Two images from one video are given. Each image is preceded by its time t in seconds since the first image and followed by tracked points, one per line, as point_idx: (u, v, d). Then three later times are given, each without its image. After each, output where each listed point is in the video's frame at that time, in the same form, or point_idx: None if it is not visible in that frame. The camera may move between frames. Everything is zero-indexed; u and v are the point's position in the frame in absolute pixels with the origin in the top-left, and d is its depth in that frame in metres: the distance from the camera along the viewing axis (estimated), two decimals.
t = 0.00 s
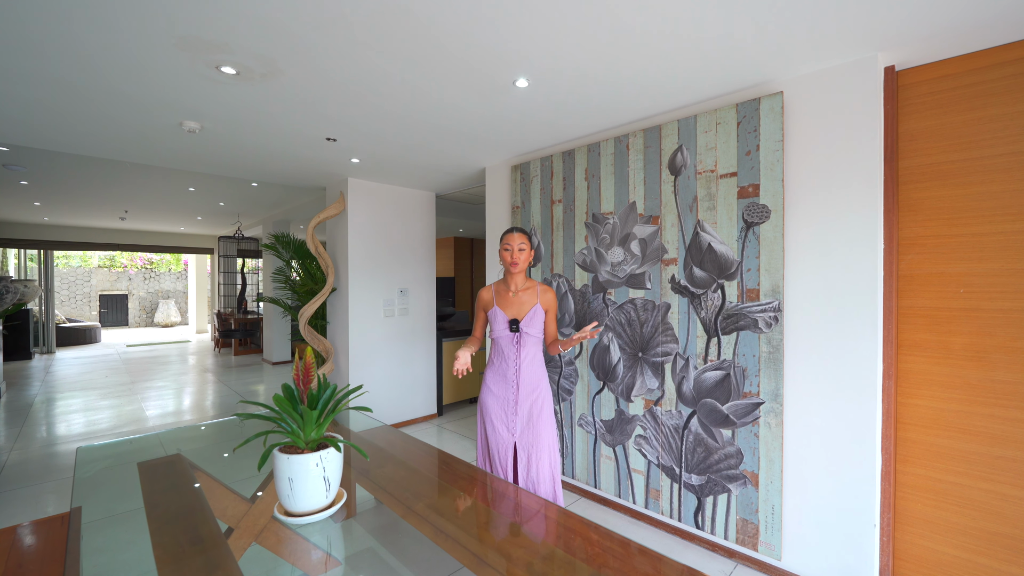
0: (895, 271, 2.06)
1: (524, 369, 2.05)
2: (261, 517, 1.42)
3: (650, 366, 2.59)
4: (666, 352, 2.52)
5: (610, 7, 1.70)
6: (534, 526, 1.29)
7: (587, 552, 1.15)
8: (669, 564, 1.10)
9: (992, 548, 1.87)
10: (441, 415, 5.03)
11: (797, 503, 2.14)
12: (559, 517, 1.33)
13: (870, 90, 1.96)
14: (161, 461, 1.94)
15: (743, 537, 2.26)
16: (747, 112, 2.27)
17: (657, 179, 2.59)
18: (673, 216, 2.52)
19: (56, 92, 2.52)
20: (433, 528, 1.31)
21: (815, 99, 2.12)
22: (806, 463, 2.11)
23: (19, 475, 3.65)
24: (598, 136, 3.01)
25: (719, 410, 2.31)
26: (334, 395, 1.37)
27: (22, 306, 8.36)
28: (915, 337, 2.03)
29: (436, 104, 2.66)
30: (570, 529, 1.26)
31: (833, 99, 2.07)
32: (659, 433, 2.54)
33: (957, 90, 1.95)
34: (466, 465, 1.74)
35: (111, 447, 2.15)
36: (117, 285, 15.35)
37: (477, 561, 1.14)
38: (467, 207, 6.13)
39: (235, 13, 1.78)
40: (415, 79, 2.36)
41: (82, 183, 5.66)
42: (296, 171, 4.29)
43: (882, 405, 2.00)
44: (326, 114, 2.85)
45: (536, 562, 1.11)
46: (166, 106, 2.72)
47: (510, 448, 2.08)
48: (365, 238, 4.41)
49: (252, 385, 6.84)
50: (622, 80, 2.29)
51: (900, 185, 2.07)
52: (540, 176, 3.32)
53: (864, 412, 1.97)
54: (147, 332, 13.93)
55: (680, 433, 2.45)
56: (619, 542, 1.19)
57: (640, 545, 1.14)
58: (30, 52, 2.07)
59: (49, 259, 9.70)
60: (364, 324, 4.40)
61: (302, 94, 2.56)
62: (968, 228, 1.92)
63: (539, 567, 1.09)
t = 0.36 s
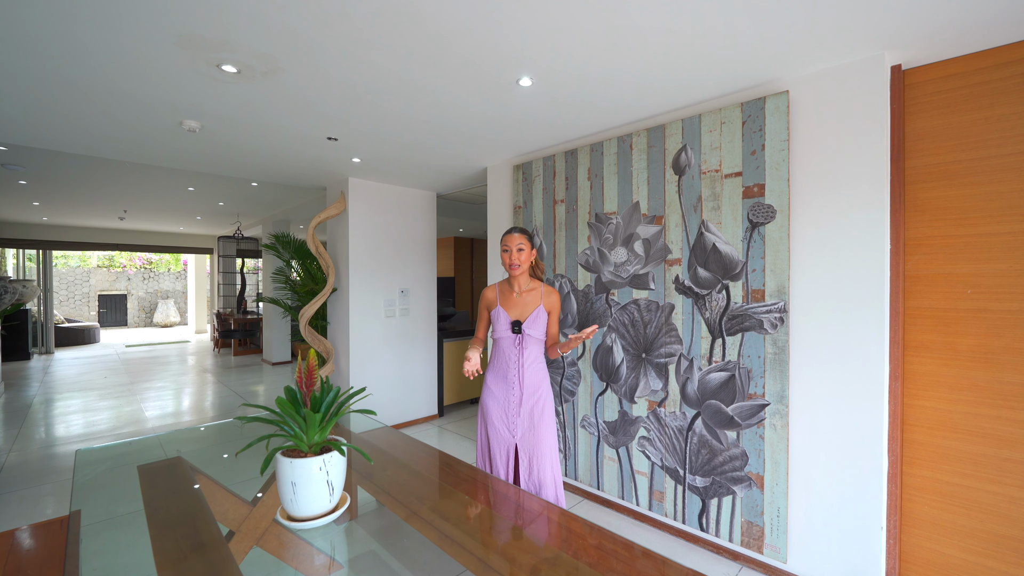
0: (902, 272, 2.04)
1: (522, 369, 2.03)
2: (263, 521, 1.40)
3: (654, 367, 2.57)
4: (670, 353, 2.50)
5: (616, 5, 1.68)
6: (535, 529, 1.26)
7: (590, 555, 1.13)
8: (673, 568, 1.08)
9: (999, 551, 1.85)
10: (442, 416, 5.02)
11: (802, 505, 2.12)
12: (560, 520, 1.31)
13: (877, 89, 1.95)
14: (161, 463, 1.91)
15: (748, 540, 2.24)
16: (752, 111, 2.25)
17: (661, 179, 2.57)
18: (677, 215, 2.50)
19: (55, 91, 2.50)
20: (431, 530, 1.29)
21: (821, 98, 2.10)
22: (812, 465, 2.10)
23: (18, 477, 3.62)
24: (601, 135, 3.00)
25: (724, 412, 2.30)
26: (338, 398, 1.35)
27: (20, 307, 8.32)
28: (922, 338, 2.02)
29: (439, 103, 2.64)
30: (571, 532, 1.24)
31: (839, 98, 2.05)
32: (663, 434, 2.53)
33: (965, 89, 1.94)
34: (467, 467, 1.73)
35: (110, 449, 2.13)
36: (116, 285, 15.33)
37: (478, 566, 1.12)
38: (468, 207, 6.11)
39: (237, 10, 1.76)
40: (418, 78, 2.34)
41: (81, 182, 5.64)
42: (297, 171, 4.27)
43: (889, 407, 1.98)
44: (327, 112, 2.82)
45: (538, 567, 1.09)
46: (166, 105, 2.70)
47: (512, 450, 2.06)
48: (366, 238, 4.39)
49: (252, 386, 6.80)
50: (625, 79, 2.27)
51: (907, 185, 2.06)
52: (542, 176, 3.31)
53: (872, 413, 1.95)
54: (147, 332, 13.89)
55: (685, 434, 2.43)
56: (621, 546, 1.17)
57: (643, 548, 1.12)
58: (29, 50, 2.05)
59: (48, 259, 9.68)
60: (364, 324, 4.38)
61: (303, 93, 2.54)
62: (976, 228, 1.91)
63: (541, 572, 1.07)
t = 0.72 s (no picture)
0: (907, 272, 2.03)
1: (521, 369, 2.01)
2: (264, 524, 1.38)
3: (657, 368, 2.56)
4: (673, 354, 2.49)
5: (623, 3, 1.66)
6: (535, 530, 1.25)
7: (593, 555, 1.12)
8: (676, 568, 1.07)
9: (1004, 553, 1.84)
10: (442, 416, 5.00)
11: (807, 507, 2.11)
12: (561, 521, 1.29)
13: (883, 88, 1.94)
14: (161, 466, 1.89)
15: (752, 541, 2.24)
16: (757, 110, 2.24)
17: (664, 179, 2.56)
18: (680, 216, 2.49)
19: (52, 90, 2.47)
20: (432, 531, 1.28)
21: (828, 98, 2.09)
22: (817, 467, 2.09)
23: (14, 479, 3.59)
24: (603, 135, 2.98)
25: (728, 413, 2.29)
26: (343, 400, 1.34)
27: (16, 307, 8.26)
28: (927, 339, 2.01)
29: (441, 102, 2.62)
30: (573, 533, 1.23)
31: (845, 97, 2.04)
32: (666, 436, 2.52)
33: (971, 89, 1.93)
34: (468, 467, 1.71)
35: (109, 451, 2.10)
36: (113, 285, 15.25)
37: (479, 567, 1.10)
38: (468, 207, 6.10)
39: (239, 8, 1.74)
40: (420, 76, 2.32)
41: (78, 182, 5.60)
42: (297, 171, 4.24)
43: (894, 409, 1.97)
44: (328, 111, 2.80)
45: (540, 567, 1.08)
46: (165, 104, 2.67)
47: (513, 452, 2.04)
48: (366, 238, 4.37)
49: (251, 387, 6.76)
50: (630, 78, 2.25)
51: (912, 185, 2.05)
52: (544, 175, 3.29)
53: (878, 415, 1.94)
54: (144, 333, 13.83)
55: (688, 435, 2.42)
56: (624, 547, 1.15)
57: (647, 549, 1.11)
58: (27, 48, 2.01)
59: (45, 260, 9.62)
60: (364, 325, 4.35)
61: (304, 92, 2.51)
62: (982, 229, 1.90)
63: (543, 572, 1.06)
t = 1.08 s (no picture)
0: (909, 272, 2.03)
1: (518, 369, 2.00)
2: (264, 528, 1.36)
3: (658, 369, 2.55)
4: (674, 354, 2.48)
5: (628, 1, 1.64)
6: (535, 531, 1.23)
7: (594, 556, 1.11)
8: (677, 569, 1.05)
9: (1006, 553, 1.84)
10: (441, 417, 4.98)
11: (810, 508, 2.11)
12: (561, 522, 1.28)
13: (885, 88, 1.94)
14: (157, 469, 1.86)
15: (754, 543, 2.23)
16: (759, 110, 2.24)
17: (665, 178, 2.55)
18: (682, 216, 2.48)
19: (46, 87, 2.43)
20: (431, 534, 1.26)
21: (831, 98, 2.08)
22: (820, 468, 2.08)
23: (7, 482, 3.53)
24: (604, 134, 2.97)
25: (729, 414, 2.28)
26: (343, 403, 1.31)
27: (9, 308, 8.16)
28: (929, 339, 2.01)
29: (442, 100, 2.60)
30: (574, 534, 1.21)
31: (847, 97, 2.04)
32: (667, 437, 2.51)
33: (974, 89, 1.93)
34: (467, 468, 1.69)
35: (103, 454, 2.06)
36: (107, 285, 15.12)
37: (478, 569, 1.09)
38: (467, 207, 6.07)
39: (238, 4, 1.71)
40: (421, 74, 2.29)
41: (72, 181, 5.53)
42: (294, 170, 4.21)
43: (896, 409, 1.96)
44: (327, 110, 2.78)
45: (540, 569, 1.07)
46: (161, 101, 2.64)
47: (511, 453, 2.03)
48: (364, 237, 4.34)
49: (248, 388, 6.70)
50: (632, 77, 2.24)
51: (914, 185, 2.05)
52: (544, 175, 3.28)
53: (881, 415, 1.93)
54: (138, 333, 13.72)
55: (690, 436, 2.42)
56: (624, 548, 1.14)
57: (648, 550, 1.10)
58: (21, 44, 1.98)
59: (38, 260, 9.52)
60: (362, 325, 4.32)
61: (303, 90, 2.49)
62: (983, 229, 1.90)
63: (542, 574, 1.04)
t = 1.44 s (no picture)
0: (906, 273, 2.04)
1: (515, 370, 1.98)
2: (259, 533, 1.33)
3: (656, 369, 2.55)
4: (673, 355, 2.48)
5: None
6: (533, 533, 1.22)
7: (592, 558, 1.09)
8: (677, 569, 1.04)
9: (1004, 552, 1.85)
10: (436, 418, 4.95)
11: (809, 508, 2.11)
12: (560, 523, 1.26)
13: (884, 88, 1.94)
14: (149, 473, 1.82)
15: (752, 543, 2.23)
16: (757, 110, 2.23)
17: (664, 178, 2.54)
18: (680, 216, 2.47)
19: (33, 83, 2.37)
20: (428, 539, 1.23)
21: (830, 98, 2.08)
22: (819, 468, 2.08)
23: None
24: (601, 134, 2.96)
25: (728, 414, 2.28)
26: (340, 405, 1.29)
27: None
28: (927, 339, 2.01)
29: (439, 99, 2.58)
30: (572, 536, 1.20)
31: (845, 97, 2.04)
32: (666, 437, 2.50)
33: (971, 90, 1.94)
34: (464, 470, 1.66)
35: (92, 458, 2.02)
36: (97, 286, 14.92)
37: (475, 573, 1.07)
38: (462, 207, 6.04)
39: None
40: (418, 73, 2.27)
41: (61, 179, 5.44)
42: (288, 169, 4.16)
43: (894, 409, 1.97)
44: (323, 108, 2.74)
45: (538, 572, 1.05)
46: (152, 98, 2.59)
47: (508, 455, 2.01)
48: (359, 237, 4.30)
49: (240, 389, 6.64)
50: (631, 76, 2.23)
51: (912, 185, 2.05)
52: (541, 174, 3.26)
53: (879, 415, 1.93)
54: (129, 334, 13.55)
55: (688, 437, 2.41)
56: (623, 549, 1.12)
57: (646, 551, 1.08)
58: (7, 39, 1.93)
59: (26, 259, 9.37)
60: (358, 326, 4.28)
61: (298, 87, 2.45)
62: (980, 230, 1.91)
63: None
